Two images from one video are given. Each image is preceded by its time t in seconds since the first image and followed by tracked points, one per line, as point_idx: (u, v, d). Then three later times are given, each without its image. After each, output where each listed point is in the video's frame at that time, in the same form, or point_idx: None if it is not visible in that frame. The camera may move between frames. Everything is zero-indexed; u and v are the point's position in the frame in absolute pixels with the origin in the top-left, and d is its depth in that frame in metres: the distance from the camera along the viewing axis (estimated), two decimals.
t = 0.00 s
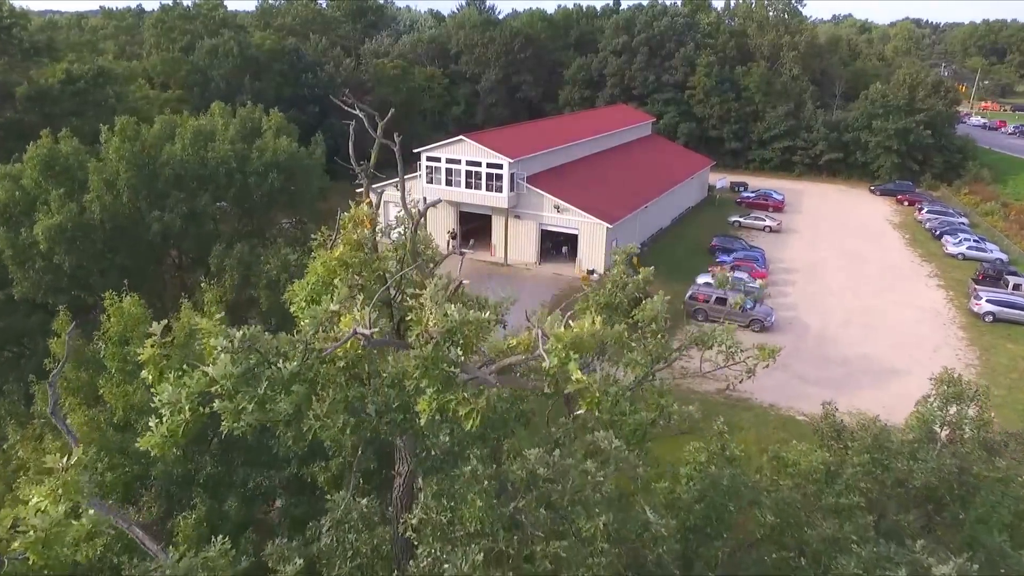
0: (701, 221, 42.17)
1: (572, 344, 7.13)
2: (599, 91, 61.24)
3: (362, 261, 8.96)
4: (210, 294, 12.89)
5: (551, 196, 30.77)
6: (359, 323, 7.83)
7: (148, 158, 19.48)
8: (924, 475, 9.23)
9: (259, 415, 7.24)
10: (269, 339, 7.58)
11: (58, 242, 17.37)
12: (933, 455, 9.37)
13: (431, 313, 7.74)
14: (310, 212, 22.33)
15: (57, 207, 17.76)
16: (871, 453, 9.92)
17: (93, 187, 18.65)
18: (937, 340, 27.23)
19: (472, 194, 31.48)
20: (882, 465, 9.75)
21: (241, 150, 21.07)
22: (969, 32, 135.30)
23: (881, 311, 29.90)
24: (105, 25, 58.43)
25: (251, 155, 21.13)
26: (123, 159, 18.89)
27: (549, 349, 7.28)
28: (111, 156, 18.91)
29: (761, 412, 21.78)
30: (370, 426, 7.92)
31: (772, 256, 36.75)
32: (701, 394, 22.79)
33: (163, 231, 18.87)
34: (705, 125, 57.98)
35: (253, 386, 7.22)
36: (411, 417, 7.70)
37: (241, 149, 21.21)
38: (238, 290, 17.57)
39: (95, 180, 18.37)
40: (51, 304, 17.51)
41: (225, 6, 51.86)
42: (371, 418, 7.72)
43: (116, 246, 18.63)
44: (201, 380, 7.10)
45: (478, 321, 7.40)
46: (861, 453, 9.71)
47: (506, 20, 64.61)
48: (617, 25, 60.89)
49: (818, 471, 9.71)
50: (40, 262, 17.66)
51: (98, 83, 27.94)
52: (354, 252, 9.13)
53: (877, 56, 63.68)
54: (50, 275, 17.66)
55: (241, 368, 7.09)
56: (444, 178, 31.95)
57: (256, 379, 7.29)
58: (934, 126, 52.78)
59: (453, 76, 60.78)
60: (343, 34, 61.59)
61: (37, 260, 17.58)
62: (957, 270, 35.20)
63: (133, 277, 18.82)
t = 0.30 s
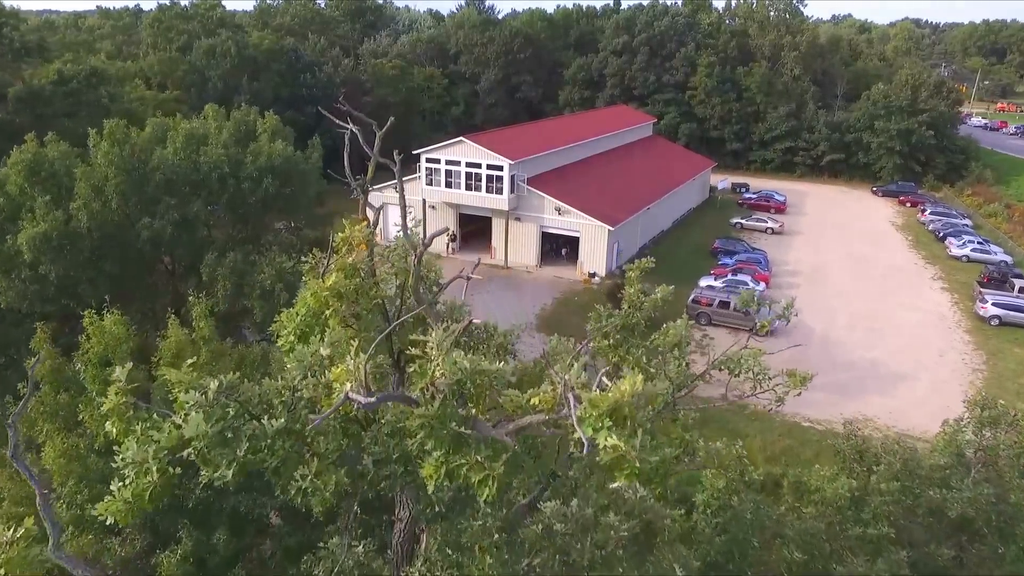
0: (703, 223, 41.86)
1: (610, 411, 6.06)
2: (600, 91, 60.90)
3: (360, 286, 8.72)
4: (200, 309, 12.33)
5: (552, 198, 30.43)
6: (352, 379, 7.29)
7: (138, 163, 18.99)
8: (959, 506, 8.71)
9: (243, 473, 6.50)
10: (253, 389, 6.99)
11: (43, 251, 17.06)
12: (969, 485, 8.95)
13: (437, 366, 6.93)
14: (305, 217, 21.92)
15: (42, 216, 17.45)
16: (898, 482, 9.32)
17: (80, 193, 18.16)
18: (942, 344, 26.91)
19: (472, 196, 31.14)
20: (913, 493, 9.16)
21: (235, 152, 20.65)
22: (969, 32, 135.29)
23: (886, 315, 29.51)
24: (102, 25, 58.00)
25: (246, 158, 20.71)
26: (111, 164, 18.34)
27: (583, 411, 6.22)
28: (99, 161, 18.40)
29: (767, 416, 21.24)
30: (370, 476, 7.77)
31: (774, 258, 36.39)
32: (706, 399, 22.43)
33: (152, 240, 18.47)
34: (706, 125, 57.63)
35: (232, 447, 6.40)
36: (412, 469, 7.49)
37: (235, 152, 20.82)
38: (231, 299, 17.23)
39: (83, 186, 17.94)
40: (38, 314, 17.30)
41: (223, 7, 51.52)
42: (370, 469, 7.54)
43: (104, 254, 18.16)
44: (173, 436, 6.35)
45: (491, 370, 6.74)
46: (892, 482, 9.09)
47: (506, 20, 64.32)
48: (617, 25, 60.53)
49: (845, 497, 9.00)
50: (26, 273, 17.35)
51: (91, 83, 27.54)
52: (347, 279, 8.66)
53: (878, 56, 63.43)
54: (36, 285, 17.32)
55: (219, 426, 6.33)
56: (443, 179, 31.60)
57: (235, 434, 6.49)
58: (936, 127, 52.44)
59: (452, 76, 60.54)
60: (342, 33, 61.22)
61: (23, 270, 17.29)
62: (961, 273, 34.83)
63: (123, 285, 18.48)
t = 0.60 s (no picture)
0: (705, 224, 41.49)
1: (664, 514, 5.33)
2: (601, 92, 60.54)
3: (353, 321, 8.67)
4: (186, 328, 11.67)
5: (553, 200, 30.08)
6: (342, 461, 6.42)
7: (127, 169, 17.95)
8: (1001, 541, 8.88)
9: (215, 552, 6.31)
10: (229, 453, 7.08)
11: (28, 260, 15.93)
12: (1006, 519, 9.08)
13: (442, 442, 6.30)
14: (303, 222, 21.47)
15: (26, 223, 16.38)
16: (928, 512, 9.65)
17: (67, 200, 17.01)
18: (949, 348, 26.51)
19: (472, 198, 30.73)
20: (945, 524, 9.53)
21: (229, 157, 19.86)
22: (968, 32, 135.35)
23: (891, 318, 29.14)
24: (99, 25, 57.65)
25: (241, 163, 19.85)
26: (99, 172, 17.27)
27: (628, 508, 5.44)
28: (87, 167, 17.32)
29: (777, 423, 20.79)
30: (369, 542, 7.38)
31: (777, 261, 36.03)
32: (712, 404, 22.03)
33: (144, 249, 17.35)
34: (708, 126, 57.22)
35: (200, 526, 6.20)
36: (411, 540, 6.98)
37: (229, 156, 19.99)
38: (223, 310, 16.66)
39: (69, 192, 16.80)
40: (23, 326, 16.17)
41: (221, 7, 51.15)
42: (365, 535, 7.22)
43: (91, 265, 17.07)
44: (131, 509, 6.28)
45: (504, 439, 6.30)
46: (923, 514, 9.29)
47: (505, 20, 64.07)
48: (618, 25, 60.19)
49: (870, 527, 9.03)
50: (10, 285, 16.28)
51: (85, 84, 27.06)
52: (338, 311, 8.59)
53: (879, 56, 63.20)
54: (21, 296, 16.25)
55: (184, 502, 6.23)
56: (443, 181, 31.22)
57: (203, 508, 6.34)
58: (940, 128, 52.14)
59: (452, 75, 60.42)
60: (342, 34, 60.87)
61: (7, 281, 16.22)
62: (967, 275, 34.46)
63: (111, 294, 17.64)
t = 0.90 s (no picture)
0: (707, 226, 41.15)
1: None
2: (602, 92, 60.19)
3: (342, 367, 8.13)
4: (173, 346, 11.34)
5: (555, 203, 29.72)
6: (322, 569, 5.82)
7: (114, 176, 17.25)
8: None
9: None
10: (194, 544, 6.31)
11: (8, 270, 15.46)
12: None
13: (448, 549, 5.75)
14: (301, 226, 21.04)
15: (9, 234, 15.83)
16: (965, 551, 8.55)
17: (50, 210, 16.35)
18: (956, 352, 26.14)
19: (472, 201, 30.34)
20: (984, 566, 8.42)
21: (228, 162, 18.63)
22: (969, 32, 135.39)
23: (896, 322, 28.78)
24: (98, 25, 57.38)
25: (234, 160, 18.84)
26: (85, 180, 16.57)
27: None
28: (72, 174, 16.68)
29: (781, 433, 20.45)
30: None
31: (780, 263, 35.68)
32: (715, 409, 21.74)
33: (132, 260, 16.56)
34: (710, 127, 56.86)
35: None
36: None
37: (226, 158, 18.81)
38: (215, 325, 16.12)
39: (53, 201, 16.15)
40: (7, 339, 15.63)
41: (219, 7, 50.83)
42: None
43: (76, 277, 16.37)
44: None
45: (520, 544, 5.84)
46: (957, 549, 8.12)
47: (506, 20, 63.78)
48: (619, 25, 59.87)
49: (905, 567, 7.56)
50: None
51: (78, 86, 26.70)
52: (327, 357, 8.03)
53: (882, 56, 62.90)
54: (5, 308, 15.71)
55: None
56: (443, 183, 30.85)
57: None
58: (943, 128, 51.82)
59: (452, 75, 60.27)
60: (341, 34, 60.55)
61: None
62: (971, 278, 34.12)
63: (99, 305, 17.01)
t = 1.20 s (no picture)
0: (709, 228, 40.80)
1: None
2: (601, 93, 59.81)
3: (320, 432, 6.61)
4: (155, 370, 10.73)
5: (554, 205, 29.35)
6: None
7: (97, 184, 16.58)
8: None
9: None
10: None
11: None
12: None
13: None
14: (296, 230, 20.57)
15: None
16: None
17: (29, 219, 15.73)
18: (962, 357, 25.74)
19: (471, 203, 29.95)
20: None
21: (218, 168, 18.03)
22: (968, 33, 135.57)
23: (900, 326, 28.42)
24: (95, 25, 57.02)
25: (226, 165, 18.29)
26: (67, 186, 15.89)
27: None
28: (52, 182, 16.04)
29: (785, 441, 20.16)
30: None
31: (782, 266, 35.32)
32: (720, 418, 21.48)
33: (115, 272, 15.83)
34: (710, 127, 56.49)
35: None
36: None
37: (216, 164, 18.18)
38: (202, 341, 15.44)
39: (32, 210, 15.58)
40: None
41: (216, 8, 50.42)
42: None
43: (58, 288, 15.87)
44: None
45: None
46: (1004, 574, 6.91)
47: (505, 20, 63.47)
48: (618, 26, 59.56)
49: None
50: None
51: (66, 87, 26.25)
52: (294, 421, 6.54)
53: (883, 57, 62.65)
54: None
55: None
56: (443, 185, 30.48)
57: None
58: (945, 130, 51.52)
59: (451, 76, 60.11)
60: (339, 34, 60.19)
61: None
62: (976, 281, 33.76)
63: (81, 317, 16.38)
